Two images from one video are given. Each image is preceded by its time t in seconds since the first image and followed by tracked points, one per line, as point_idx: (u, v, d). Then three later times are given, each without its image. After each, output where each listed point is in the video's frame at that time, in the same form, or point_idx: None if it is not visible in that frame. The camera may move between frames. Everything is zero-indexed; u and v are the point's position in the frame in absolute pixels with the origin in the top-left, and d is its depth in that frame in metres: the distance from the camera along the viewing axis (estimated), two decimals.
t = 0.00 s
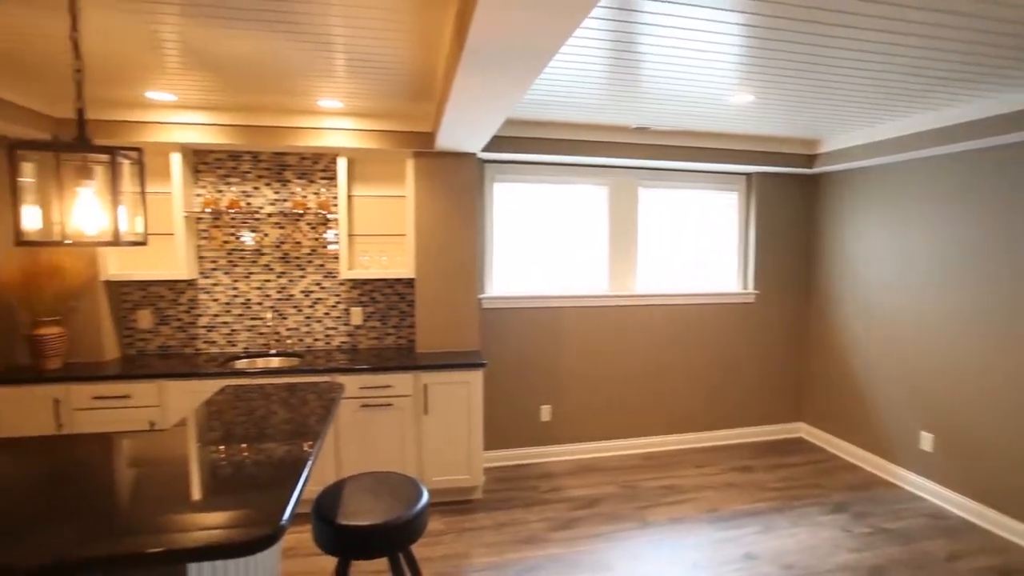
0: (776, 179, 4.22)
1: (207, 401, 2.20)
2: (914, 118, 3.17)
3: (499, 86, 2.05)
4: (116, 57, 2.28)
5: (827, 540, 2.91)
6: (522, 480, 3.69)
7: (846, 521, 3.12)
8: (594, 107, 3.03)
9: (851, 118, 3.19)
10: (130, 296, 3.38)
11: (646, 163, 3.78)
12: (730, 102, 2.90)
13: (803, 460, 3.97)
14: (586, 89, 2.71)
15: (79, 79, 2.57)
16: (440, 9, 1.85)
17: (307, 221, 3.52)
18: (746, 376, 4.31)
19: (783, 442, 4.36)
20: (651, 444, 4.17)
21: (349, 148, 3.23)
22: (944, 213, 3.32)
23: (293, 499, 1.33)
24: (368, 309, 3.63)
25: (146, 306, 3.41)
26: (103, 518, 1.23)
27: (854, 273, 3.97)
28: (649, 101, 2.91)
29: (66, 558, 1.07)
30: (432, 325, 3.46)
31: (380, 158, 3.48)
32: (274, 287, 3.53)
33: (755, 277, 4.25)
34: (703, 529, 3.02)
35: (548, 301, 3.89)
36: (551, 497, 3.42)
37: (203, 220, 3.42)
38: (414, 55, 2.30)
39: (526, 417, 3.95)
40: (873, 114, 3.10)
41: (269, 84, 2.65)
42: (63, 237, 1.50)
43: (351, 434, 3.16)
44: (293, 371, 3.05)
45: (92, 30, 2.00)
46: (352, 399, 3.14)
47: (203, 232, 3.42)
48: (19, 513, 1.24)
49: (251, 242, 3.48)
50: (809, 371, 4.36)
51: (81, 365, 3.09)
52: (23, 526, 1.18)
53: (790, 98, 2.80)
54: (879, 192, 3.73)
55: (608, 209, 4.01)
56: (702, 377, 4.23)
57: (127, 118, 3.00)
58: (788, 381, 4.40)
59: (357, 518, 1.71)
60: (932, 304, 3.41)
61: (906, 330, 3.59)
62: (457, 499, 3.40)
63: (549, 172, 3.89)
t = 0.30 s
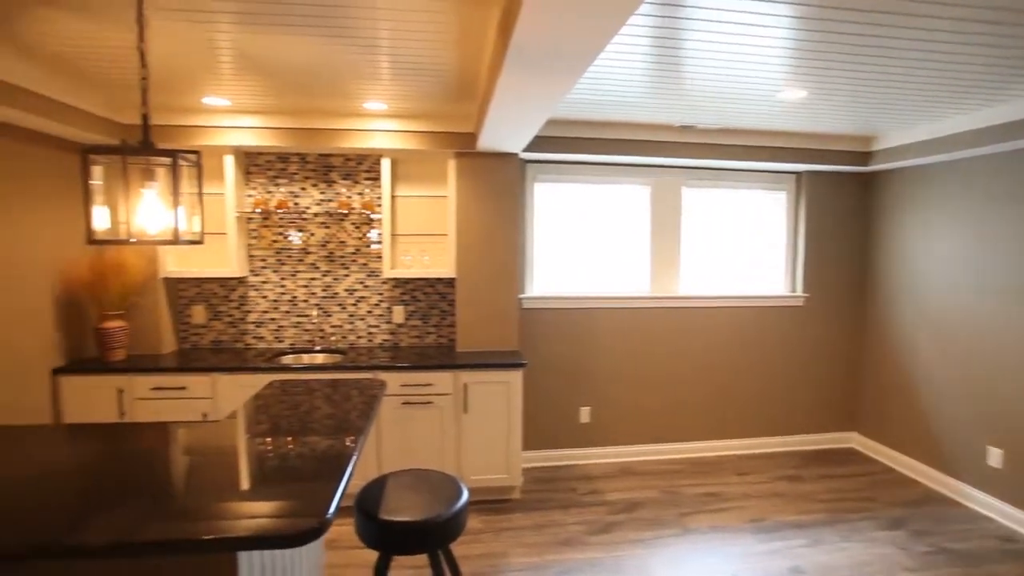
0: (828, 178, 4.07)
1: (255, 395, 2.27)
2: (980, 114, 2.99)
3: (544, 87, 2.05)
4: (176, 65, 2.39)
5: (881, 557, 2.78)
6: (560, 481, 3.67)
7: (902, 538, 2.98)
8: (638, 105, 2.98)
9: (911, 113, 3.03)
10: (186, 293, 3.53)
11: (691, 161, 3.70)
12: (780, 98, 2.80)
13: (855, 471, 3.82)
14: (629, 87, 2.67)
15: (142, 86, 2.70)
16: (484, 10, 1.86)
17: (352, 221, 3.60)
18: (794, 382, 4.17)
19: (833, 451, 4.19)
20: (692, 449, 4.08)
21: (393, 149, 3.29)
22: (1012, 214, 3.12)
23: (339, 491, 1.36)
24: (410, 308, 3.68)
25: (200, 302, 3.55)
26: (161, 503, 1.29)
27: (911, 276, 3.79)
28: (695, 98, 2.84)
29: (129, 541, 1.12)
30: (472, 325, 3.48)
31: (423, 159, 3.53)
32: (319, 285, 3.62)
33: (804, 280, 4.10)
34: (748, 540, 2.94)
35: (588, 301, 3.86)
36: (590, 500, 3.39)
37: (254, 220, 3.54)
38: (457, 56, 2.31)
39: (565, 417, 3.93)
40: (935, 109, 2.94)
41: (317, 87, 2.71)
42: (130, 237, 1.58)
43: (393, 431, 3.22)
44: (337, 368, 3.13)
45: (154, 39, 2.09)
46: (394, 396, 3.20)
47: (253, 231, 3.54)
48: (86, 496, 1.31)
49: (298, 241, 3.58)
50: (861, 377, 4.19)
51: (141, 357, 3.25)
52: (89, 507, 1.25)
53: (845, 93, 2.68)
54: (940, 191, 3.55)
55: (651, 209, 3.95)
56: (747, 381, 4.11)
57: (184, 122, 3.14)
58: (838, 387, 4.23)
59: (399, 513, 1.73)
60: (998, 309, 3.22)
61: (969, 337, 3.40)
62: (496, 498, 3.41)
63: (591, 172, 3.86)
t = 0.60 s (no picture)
0: (884, 175, 3.89)
1: (300, 389, 2.34)
2: None
3: (587, 84, 2.02)
4: (230, 70, 2.47)
5: None
6: (598, 483, 3.63)
7: (963, 557, 2.82)
8: (683, 102, 2.91)
9: (978, 106, 2.85)
10: (236, 289, 3.66)
11: (737, 159, 3.61)
12: (834, 92, 2.68)
13: (911, 484, 3.63)
14: (673, 83, 2.61)
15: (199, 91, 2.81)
16: (528, 11, 1.86)
17: (394, 220, 3.66)
18: (845, 388, 4.00)
19: (887, 462, 4.00)
20: (736, 455, 3.97)
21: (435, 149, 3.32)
22: None
23: (383, 485, 1.38)
24: (450, 306, 3.71)
25: (249, 298, 3.67)
26: (213, 490, 1.33)
27: (975, 279, 3.59)
28: (742, 94, 2.75)
29: (185, 526, 1.17)
30: (512, 323, 3.49)
31: (465, 158, 3.56)
32: (362, 282, 3.69)
33: (858, 282, 3.94)
34: (795, 551, 2.84)
35: (629, 302, 3.81)
36: (629, 504, 3.34)
37: (300, 219, 3.64)
38: (499, 56, 2.31)
39: (604, 419, 3.89)
40: (1006, 101, 2.75)
41: (362, 88, 2.76)
42: (188, 235, 1.64)
43: (433, 428, 3.26)
44: (380, 365, 3.18)
45: (210, 46, 2.18)
46: (434, 394, 3.24)
47: (300, 230, 3.64)
48: (144, 481, 1.36)
49: (342, 239, 3.67)
50: (918, 385, 3.99)
51: (194, 350, 3.39)
52: (147, 493, 1.30)
53: (905, 85, 2.54)
54: (1008, 188, 3.35)
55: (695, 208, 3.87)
56: (794, 386, 3.97)
57: (237, 125, 3.25)
58: (894, 395, 4.04)
59: (439, 510, 1.75)
60: None
61: None
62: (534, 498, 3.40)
63: (633, 171, 3.82)
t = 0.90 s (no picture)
0: (947, 171, 3.68)
1: (342, 384, 2.38)
2: None
3: (630, 81, 1.98)
4: (278, 72, 2.53)
5: None
6: (637, 486, 3.58)
7: None
8: (730, 96, 2.82)
9: None
10: (282, 285, 3.77)
11: (786, 155, 3.48)
12: (894, 82, 2.54)
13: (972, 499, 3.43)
14: (720, 78, 2.53)
15: (248, 94, 2.89)
16: (571, 8, 1.83)
17: (435, 219, 3.69)
18: (900, 394, 3.81)
19: (946, 474, 3.80)
20: (781, 462, 3.84)
21: (477, 147, 3.33)
22: None
23: (424, 480, 1.39)
24: (489, 305, 3.71)
25: (294, 294, 3.77)
26: (259, 481, 1.36)
27: None
28: (793, 87, 2.64)
29: (233, 516, 1.19)
30: (551, 322, 3.47)
31: (505, 156, 3.55)
32: (403, 280, 3.74)
33: (916, 284, 3.75)
34: (844, 565, 2.72)
35: (671, 302, 3.73)
36: (669, 508, 3.27)
37: (344, 218, 3.71)
38: (541, 53, 2.30)
39: (644, 421, 3.83)
40: None
41: (405, 88, 2.79)
42: (238, 234, 1.69)
43: (471, 425, 3.27)
44: (420, 362, 3.22)
45: (259, 50, 2.24)
46: (473, 392, 3.25)
47: (343, 228, 3.72)
48: (196, 470, 1.41)
49: (384, 237, 3.72)
50: (982, 393, 3.77)
51: (242, 344, 3.51)
52: (198, 481, 1.35)
53: (973, 74, 2.39)
54: None
55: (741, 206, 3.76)
56: (845, 392, 3.81)
57: (284, 126, 3.34)
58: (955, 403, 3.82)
59: (479, 508, 1.75)
60: None
61: None
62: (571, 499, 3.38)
63: (676, 168, 3.75)
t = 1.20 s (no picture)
0: (1013, 164, 3.46)
1: (380, 381, 2.41)
2: None
3: (671, 77, 1.93)
4: (320, 74, 2.58)
5: None
6: (675, 490, 3.51)
7: None
8: (777, 90, 2.73)
9: None
10: (323, 283, 3.85)
11: (834, 151, 3.35)
12: (955, 71, 2.40)
13: None
14: (766, 71, 2.44)
15: (292, 96, 2.96)
16: (611, 5, 1.80)
17: (472, 217, 3.70)
18: (958, 402, 3.62)
19: (1008, 487, 3.58)
20: (827, 469, 3.70)
21: (514, 146, 3.32)
22: None
23: (462, 478, 1.39)
24: (526, 304, 3.70)
25: (335, 292, 3.85)
26: (302, 474, 1.39)
27: None
28: (845, 79, 2.53)
29: (274, 509, 1.22)
30: (588, 322, 3.43)
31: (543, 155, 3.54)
32: (441, 279, 3.77)
33: (977, 285, 3.54)
34: None
35: (711, 303, 3.65)
36: (707, 514, 3.20)
37: (383, 217, 3.77)
38: (579, 51, 2.27)
39: (682, 423, 3.76)
40: None
41: (442, 88, 2.80)
42: (282, 233, 1.73)
43: (507, 424, 3.28)
44: (456, 360, 3.24)
45: (302, 53, 2.29)
46: (509, 391, 3.25)
47: (382, 227, 3.77)
48: (241, 461, 1.45)
49: (422, 236, 3.76)
50: None
51: (285, 340, 3.60)
52: (243, 472, 1.38)
53: None
54: None
55: (786, 203, 3.64)
56: (897, 398, 3.64)
57: (327, 127, 3.42)
58: (1020, 413, 3.59)
59: (516, 508, 1.74)
60: None
61: None
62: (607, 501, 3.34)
63: (718, 166, 3.66)
